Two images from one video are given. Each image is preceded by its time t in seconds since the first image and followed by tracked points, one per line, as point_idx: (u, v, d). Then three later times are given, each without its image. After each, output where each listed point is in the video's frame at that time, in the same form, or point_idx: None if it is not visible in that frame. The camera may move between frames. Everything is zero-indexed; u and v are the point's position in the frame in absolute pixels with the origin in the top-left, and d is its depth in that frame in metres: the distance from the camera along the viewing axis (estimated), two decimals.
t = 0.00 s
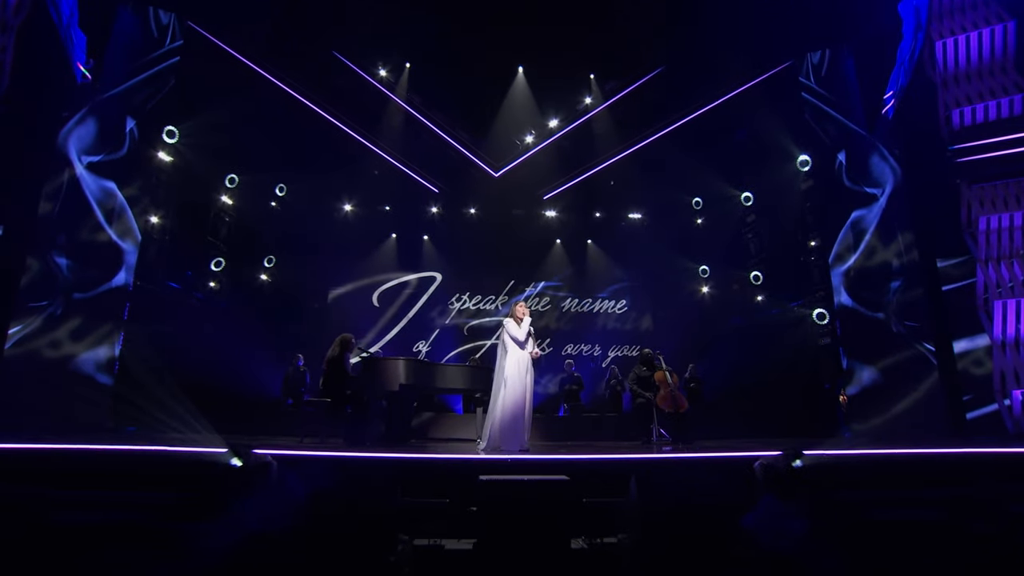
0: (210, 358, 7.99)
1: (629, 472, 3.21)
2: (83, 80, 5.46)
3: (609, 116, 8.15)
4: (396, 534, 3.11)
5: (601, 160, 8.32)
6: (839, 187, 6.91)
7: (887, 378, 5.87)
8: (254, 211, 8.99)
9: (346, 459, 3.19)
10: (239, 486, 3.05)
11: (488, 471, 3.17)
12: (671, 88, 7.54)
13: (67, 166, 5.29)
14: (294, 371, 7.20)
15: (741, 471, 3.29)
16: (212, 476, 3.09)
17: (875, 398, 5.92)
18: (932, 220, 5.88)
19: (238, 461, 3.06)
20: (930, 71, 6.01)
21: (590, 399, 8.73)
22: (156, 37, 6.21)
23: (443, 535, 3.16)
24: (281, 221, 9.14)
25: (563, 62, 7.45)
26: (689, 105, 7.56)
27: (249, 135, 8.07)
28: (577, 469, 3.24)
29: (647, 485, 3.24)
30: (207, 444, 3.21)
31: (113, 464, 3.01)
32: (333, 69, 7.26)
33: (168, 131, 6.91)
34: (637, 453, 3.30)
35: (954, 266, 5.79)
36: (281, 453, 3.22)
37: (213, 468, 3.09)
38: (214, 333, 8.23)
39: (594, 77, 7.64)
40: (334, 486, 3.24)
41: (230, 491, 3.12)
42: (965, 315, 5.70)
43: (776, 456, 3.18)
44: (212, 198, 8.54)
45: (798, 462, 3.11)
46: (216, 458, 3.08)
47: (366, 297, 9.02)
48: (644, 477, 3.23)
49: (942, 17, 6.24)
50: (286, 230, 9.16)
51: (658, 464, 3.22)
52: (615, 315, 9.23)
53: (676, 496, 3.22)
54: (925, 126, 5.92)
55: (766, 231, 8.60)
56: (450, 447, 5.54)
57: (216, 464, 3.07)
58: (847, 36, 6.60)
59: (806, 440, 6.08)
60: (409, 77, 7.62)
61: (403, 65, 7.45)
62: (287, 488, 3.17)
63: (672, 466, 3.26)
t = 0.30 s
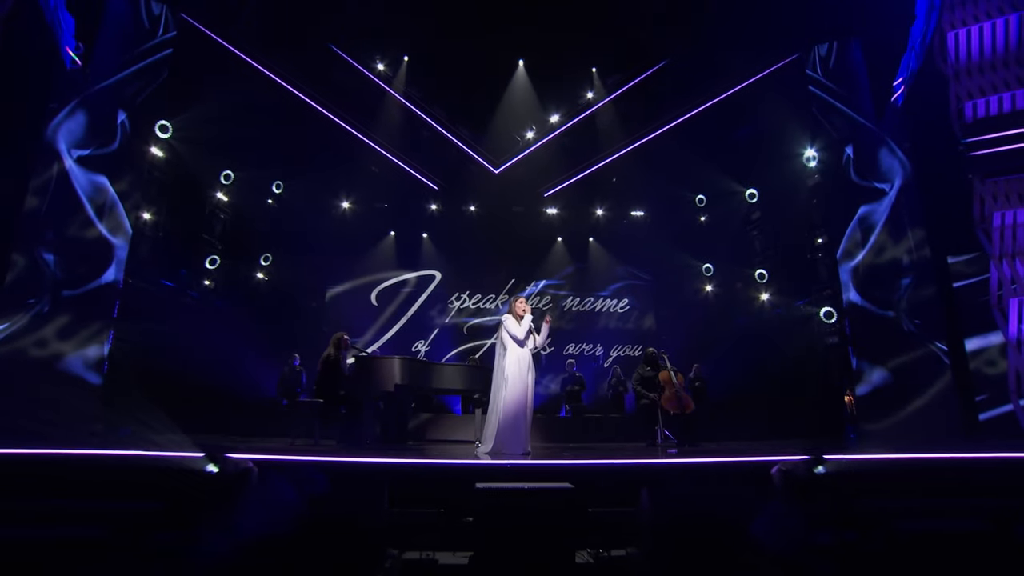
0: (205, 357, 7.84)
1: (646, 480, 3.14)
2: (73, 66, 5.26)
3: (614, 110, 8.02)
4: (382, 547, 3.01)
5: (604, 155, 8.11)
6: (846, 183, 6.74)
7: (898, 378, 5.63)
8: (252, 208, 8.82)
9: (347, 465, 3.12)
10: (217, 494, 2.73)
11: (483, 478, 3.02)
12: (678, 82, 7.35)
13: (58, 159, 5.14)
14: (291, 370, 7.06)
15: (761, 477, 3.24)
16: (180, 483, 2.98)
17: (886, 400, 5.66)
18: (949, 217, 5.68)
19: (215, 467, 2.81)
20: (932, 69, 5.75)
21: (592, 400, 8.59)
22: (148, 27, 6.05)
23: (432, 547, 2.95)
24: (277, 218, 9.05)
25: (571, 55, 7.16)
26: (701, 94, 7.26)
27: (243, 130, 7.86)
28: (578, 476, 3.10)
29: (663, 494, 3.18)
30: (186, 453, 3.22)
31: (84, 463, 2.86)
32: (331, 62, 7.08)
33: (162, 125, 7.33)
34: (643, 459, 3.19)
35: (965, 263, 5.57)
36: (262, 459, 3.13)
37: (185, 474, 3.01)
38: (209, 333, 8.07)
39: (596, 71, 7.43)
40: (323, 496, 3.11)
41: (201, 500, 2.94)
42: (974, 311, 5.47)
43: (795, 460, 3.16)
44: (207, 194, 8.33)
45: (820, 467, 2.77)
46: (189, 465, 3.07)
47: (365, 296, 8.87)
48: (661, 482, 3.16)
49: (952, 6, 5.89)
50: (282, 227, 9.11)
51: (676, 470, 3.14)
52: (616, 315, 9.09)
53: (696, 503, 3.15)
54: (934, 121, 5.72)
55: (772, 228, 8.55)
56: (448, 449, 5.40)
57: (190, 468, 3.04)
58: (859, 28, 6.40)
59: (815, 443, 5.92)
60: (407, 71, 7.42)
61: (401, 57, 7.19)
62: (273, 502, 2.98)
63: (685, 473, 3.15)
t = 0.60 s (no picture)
0: (200, 356, 7.72)
1: (669, 486, 2.89)
2: (61, 52, 5.08)
3: (617, 103, 7.88)
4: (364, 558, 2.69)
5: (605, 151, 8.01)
6: (854, 177, 6.65)
7: (908, 380, 5.51)
8: (247, 206, 8.66)
9: (346, 471, 2.85)
10: (195, 503, 2.52)
11: (479, 486, 2.81)
12: (682, 75, 7.17)
13: (45, 153, 4.90)
14: (286, 369, 6.90)
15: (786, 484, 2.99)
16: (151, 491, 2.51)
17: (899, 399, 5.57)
18: (962, 212, 5.25)
19: (187, 475, 2.58)
20: (941, 57, 5.40)
21: (595, 400, 8.43)
22: (139, 18, 5.90)
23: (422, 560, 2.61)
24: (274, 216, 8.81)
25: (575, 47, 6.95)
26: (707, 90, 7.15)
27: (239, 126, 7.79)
28: (588, 480, 2.90)
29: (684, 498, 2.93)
30: (159, 458, 2.80)
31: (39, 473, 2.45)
32: (330, 57, 6.87)
33: (154, 120, 7.03)
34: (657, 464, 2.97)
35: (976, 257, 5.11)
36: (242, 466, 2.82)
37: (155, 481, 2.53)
38: (204, 331, 7.92)
39: (598, 63, 7.19)
40: (317, 505, 2.81)
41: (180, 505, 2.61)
42: (988, 311, 4.96)
43: (823, 467, 2.84)
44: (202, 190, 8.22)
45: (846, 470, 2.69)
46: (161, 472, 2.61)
47: (364, 295, 8.73)
48: (687, 488, 2.91)
49: None
50: (279, 224, 8.84)
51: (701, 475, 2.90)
52: (619, 313, 8.93)
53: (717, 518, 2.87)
54: (949, 111, 5.35)
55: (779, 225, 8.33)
56: (447, 450, 5.25)
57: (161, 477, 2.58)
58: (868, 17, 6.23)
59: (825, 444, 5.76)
60: (405, 64, 7.14)
61: (399, 50, 6.96)
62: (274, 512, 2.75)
63: (707, 478, 2.92)
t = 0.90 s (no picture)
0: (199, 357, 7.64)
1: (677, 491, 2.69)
2: (51, 37, 4.82)
3: (622, 98, 7.63)
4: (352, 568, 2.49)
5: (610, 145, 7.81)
6: (864, 171, 6.54)
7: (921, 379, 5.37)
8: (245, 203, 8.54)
9: (334, 474, 2.65)
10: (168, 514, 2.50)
11: (476, 493, 2.65)
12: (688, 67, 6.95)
13: (36, 147, 4.71)
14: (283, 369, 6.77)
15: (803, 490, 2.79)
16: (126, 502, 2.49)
17: (913, 400, 5.44)
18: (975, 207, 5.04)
19: (156, 480, 2.56)
20: (954, 44, 5.23)
21: (598, 401, 8.29)
22: (131, 8, 5.72)
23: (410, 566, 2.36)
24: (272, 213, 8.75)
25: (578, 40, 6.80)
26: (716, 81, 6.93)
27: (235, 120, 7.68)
28: (594, 487, 2.71)
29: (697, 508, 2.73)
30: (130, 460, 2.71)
31: (23, 482, 2.46)
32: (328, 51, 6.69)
33: (147, 115, 7.05)
34: (667, 468, 2.80)
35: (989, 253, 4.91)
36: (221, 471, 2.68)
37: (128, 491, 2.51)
38: (200, 331, 7.82)
39: (601, 57, 7.02)
40: (306, 512, 2.64)
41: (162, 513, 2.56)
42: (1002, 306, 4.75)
43: (850, 472, 2.69)
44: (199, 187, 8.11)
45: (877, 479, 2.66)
46: (128, 479, 2.55)
47: (363, 294, 8.59)
48: (701, 495, 2.72)
49: None
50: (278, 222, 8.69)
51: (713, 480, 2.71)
52: (622, 312, 8.78)
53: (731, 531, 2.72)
54: (964, 101, 5.13)
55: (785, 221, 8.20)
56: (447, 452, 5.09)
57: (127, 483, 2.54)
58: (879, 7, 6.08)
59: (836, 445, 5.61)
60: (404, 57, 6.97)
61: (398, 44, 6.79)
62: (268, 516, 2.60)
63: (719, 483, 2.73)
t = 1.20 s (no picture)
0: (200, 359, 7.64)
1: (688, 497, 2.61)
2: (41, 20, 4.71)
3: (625, 93, 7.44)
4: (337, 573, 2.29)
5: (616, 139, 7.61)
6: (873, 164, 6.40)
7: (935, 380, 5.19)
8: (241, 200, 8.39)
9: (333, 480, 2.56)
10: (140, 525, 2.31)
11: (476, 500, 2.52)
12: (691, 60, 6.75)
13: (25, 138, 4.55)
14: (280, 368, 6.64)
15: (816, 494, 2.70)
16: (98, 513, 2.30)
17: (924, 399, 5.23)
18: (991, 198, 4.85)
19: (122, 490, 2.30)
20: (966, 30, 5.06)
21: (601, 400, 8.17)
22: None
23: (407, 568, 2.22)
24: (266, 211, 8.54)
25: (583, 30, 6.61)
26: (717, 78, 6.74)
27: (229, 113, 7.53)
28: (606, 493, 2.60)
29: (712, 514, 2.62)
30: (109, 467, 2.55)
31: None
32: (327, 42, 6.53)
33: (141, 109, 7.02)
34: (678, 473, 2.68)
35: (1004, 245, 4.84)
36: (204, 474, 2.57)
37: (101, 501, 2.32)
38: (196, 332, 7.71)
39: (604, 49, 6.93)
40: (302, 517, 2.52)
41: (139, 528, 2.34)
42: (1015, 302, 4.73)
43: (882, 479, 2.50)
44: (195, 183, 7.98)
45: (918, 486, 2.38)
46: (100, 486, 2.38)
47: (362, 292, 8.45)
48: (714, 500, 2.63)
49: None
50: (276, 220, 8.57)
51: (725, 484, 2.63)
52: (625, 310, 8.62)
53: (750, 542, 2.59)
54: (977, 91, 4.97)
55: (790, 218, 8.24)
56: (447, 453, 4.95)
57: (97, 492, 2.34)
58: None
59: (845, 445, 5.48)
60: (403, 49, 6.83)
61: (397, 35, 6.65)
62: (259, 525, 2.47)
63: (733, 486, 2.66)
